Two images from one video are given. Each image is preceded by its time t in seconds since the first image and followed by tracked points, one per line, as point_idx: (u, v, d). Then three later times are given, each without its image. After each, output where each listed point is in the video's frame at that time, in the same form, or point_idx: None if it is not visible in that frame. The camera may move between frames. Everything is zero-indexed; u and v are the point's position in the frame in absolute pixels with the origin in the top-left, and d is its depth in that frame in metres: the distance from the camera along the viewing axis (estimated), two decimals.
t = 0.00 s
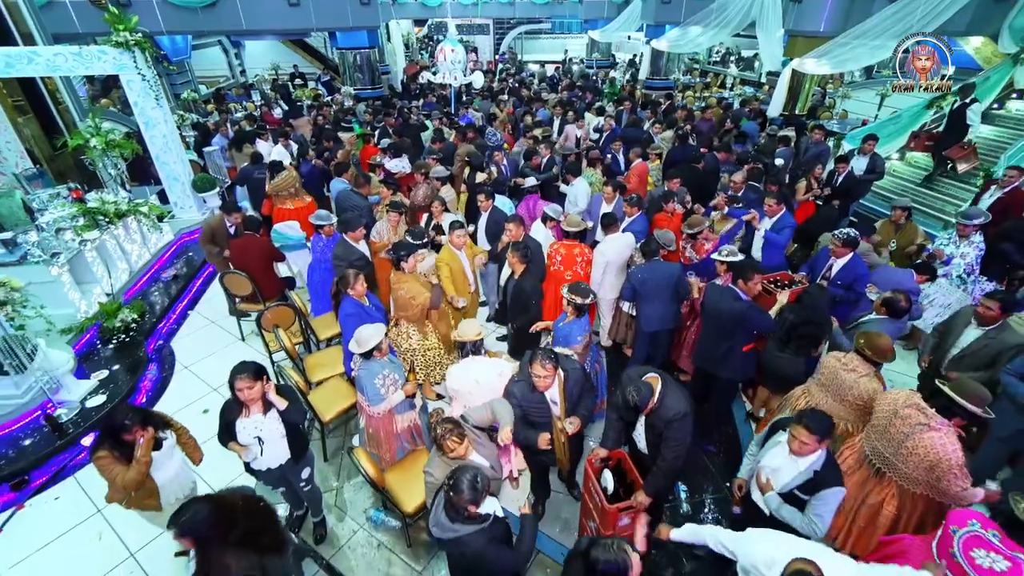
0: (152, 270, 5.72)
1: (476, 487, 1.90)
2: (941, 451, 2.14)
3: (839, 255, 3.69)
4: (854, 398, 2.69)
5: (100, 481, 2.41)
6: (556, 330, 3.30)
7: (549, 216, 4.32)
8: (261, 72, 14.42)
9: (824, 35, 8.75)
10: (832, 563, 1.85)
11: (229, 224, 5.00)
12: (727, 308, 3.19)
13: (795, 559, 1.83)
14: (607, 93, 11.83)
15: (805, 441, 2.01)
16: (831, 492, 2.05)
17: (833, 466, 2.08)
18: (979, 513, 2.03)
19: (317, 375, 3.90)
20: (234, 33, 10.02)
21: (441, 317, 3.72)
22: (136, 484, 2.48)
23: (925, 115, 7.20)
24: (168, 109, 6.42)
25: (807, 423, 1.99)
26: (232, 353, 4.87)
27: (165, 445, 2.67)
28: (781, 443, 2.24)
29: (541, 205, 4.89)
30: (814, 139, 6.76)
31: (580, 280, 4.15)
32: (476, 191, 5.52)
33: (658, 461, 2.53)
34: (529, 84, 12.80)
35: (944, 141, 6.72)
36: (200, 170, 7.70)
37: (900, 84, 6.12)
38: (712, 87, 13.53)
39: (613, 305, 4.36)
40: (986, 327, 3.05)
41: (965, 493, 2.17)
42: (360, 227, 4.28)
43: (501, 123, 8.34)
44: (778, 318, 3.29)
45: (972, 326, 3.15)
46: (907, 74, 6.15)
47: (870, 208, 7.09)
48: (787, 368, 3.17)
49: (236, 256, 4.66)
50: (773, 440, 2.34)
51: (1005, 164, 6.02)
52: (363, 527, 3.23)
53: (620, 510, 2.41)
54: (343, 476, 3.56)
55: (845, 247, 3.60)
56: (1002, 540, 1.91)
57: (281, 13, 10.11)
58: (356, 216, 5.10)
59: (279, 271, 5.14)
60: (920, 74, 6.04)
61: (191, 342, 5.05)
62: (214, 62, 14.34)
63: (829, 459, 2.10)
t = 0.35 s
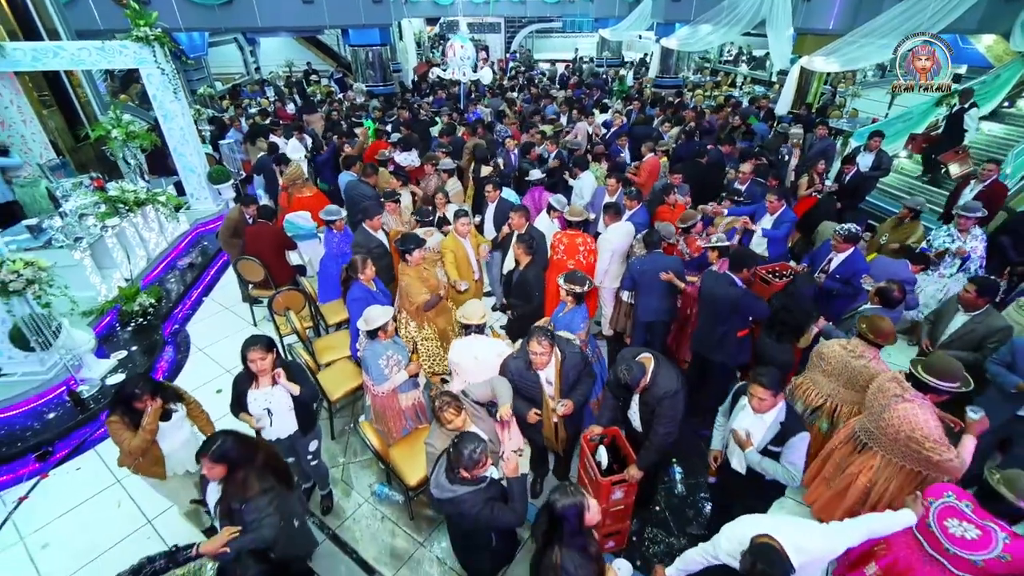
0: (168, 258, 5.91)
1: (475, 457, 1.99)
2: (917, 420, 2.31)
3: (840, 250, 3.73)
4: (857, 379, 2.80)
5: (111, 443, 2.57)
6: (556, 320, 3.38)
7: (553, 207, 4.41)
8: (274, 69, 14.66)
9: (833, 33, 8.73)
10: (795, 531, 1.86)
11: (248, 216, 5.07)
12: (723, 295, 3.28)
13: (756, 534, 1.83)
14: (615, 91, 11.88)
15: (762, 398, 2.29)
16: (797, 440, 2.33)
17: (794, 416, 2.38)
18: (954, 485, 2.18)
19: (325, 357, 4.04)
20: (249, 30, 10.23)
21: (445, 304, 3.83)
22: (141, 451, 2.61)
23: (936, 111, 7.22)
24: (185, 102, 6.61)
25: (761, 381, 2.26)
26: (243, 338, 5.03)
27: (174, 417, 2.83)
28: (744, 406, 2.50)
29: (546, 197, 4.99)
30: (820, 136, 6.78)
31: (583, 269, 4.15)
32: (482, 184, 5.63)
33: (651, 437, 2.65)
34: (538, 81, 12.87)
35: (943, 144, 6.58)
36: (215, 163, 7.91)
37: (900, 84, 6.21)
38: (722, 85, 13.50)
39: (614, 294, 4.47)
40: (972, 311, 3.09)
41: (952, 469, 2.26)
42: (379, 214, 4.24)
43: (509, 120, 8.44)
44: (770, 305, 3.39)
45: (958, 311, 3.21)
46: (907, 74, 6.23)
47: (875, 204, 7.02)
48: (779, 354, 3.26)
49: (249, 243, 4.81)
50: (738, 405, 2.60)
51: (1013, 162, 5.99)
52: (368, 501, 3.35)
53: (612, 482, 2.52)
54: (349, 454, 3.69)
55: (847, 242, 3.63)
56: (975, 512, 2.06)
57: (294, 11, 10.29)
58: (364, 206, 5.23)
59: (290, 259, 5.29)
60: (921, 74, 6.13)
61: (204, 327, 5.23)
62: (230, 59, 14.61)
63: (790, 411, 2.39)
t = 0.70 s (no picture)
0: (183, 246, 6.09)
1: (476, 421, 2.10)
2: (911, 401, 2.41)
3: (837, 240, 3.79)
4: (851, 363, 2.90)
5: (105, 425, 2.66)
6: (555, 301, 3.50)
7: (556, 198, 4.50)
8: (287, 67, 14.91)
9: (840, 31, 8.74)
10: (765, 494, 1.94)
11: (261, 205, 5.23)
12: (717, 281, 3.37)
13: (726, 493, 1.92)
14: (624, 89, 11.95)
15: (744, 369, 2.43)
16: (772, 409, 2.47)
17: (772, 387, 2.53)
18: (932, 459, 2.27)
19: (334, 340, 4.17)
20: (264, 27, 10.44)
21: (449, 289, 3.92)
22: (137, 429, 2.72)
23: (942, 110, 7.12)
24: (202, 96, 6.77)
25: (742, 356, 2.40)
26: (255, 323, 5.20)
27: (170, 398, 2.91)
28: (726, 380, 2.66)
29: (551, 189, 5.08)
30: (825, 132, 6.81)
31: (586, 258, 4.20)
32: (488, 176, 5.74)
33: (644, 414, 2.75)
34: (547, 79, 12.96)
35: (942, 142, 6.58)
36: (230, 156, 8.09)
37: (900, 84, 6.36)
38: (731, 84, 13.51)
39: (615, 283, 4.57)
40: (966, 297, 3.21)
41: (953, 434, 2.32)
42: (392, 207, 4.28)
43: (517, 115, 8.55)
44: (764, 293, 3.47)
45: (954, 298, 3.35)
46: (907, 73, 6.39)
47: (877, 201, 7.01)
48: (772, 341, 3.38)
49: (262, 231, 4.96)
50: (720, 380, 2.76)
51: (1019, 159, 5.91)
52: (373, 477, 3.48)
53: (605, 457, 2.63)
54: (354, 433, 3.82)
55: (843, 233, 3.70)
56: (950, 483, 2.15)
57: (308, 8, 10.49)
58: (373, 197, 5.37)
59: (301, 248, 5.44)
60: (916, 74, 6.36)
61: (219, 312, 5.41)
62: (244, 57, 14.87)
63: (767, 383, 2.54)
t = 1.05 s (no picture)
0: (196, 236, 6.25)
1: (479, 385, 2.22)
2: (904, 380, 2.47)
3: (832, 231, 3.86)
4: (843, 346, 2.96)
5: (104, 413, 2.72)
6: (555, 287, 3.60)
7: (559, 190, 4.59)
8: (298, 64, 15.10)
9: (848, 28, 8.76)
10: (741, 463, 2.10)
11: (272, 195, 5.37)
12: (714, 269, 3.45)
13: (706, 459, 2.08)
14: (630, 87, 12.00)
15: (735, 353, 2.52)
16: (758, 393, 2.58)
17: (760, 371, 2.62)
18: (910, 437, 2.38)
19: (341, 324, 4.30)
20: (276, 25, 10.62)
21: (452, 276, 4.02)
22: (135, 414, 2.81)
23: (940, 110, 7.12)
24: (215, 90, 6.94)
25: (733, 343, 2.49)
26: (265, 310, 5.36)
27: (166, 381, 2.99)
28: (719, 363, 2.74)
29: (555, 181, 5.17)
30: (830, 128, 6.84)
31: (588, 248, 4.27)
32: (492, 169, 5.85)
33: (638, 394, 2.85)
34: (554, 77, 13.03)
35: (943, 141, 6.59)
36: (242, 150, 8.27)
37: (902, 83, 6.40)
38: (739, 82, 13.50)
39: (616, 274, 4.65)
40: (958, 287, 3.26)
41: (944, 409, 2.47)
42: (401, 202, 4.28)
43: (523, 111, 8.65)
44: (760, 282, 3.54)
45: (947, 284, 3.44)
46: (908, 73, 6.46)
47: (879, 197, 7.02)
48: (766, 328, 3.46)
49: (272, 220, 5.10)
50: (711, 363, 2.85)
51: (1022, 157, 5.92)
52: (376, 454, 3.61)
53: (599, 434, 2.73)
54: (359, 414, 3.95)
55: (838, 225, 3.78)
56: (926, 458, 2.25)
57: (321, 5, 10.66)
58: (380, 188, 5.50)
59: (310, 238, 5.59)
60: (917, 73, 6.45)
61: (231, 299, 5.58)
62: (256, 54, 15.08)
63: (757, 366, 2.64)
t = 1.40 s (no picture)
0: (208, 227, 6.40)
1: (477, 356, 2.31)
2: (892, 361, 2.49)
3: (828, 225, 3.92)
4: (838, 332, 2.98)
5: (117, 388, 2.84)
6: (556, 274, 3.70)
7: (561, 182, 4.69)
8: (309, 62, 15.32)
9: (853, 28, 8.77)
10: (713, 431, 2.30)
11: (281, 186, 5.50)
12: (710, 260, 3.51)
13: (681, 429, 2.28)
14: (637, 85, 12.05)
15: (726, 344, 2.59)
16: (748, 386, 2.66)
17: (751, 365, 2.69)
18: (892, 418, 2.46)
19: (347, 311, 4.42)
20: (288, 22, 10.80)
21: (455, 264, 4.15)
22: (150, 388, 2.93)
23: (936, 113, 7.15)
24: (229, 86, 7.11)
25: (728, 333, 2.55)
26: (275, 297, 5.52)
27: (175, 356, 3.14)
28: (710, 355, 2.84)
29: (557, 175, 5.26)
30: (834, 125, 6.86)
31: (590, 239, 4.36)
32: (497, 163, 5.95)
33: (631, 375, 2.94)
34: (562, 75, 13.11)
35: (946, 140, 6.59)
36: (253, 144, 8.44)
37: (902, 83, 6.44)
38: (747, 81, 13.51)
39: (617, 265, 4.74)
40: (954, 283, 3.28)
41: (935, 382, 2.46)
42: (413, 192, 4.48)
43: (529, 108, 8.74)
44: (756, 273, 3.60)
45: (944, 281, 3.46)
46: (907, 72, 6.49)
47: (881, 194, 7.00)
48: (761, 317, 3.54)
49: (281, 210, 5.23)
50: (706, 354, 2.94)
51: None
52: (379, 434, 3.73)
53: (593, 414, 2.83)
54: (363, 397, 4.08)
55: (832, 217, 3.84)
56: (906, 436, 2.32)
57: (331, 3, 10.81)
58: (386, 181, 5.61)
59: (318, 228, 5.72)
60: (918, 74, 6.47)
61: (242, 287, 5.75)
62: (268, 53, 15.33)
63: (748, 362, 2.71)
